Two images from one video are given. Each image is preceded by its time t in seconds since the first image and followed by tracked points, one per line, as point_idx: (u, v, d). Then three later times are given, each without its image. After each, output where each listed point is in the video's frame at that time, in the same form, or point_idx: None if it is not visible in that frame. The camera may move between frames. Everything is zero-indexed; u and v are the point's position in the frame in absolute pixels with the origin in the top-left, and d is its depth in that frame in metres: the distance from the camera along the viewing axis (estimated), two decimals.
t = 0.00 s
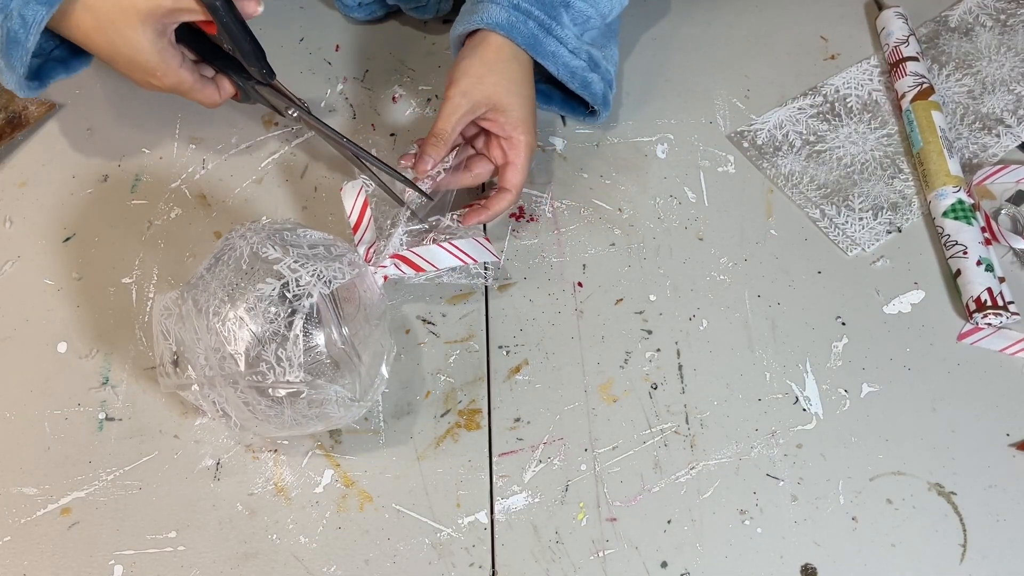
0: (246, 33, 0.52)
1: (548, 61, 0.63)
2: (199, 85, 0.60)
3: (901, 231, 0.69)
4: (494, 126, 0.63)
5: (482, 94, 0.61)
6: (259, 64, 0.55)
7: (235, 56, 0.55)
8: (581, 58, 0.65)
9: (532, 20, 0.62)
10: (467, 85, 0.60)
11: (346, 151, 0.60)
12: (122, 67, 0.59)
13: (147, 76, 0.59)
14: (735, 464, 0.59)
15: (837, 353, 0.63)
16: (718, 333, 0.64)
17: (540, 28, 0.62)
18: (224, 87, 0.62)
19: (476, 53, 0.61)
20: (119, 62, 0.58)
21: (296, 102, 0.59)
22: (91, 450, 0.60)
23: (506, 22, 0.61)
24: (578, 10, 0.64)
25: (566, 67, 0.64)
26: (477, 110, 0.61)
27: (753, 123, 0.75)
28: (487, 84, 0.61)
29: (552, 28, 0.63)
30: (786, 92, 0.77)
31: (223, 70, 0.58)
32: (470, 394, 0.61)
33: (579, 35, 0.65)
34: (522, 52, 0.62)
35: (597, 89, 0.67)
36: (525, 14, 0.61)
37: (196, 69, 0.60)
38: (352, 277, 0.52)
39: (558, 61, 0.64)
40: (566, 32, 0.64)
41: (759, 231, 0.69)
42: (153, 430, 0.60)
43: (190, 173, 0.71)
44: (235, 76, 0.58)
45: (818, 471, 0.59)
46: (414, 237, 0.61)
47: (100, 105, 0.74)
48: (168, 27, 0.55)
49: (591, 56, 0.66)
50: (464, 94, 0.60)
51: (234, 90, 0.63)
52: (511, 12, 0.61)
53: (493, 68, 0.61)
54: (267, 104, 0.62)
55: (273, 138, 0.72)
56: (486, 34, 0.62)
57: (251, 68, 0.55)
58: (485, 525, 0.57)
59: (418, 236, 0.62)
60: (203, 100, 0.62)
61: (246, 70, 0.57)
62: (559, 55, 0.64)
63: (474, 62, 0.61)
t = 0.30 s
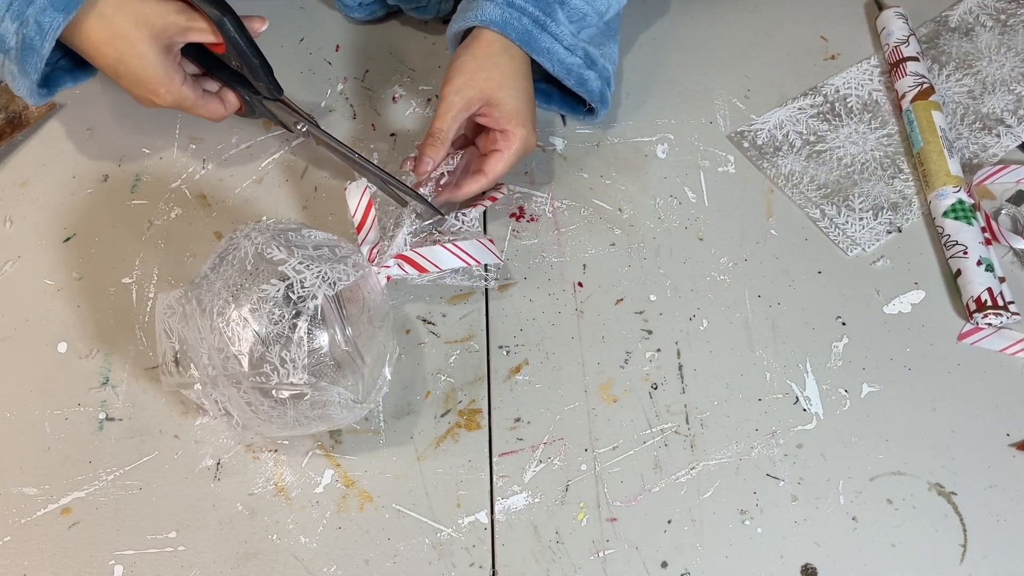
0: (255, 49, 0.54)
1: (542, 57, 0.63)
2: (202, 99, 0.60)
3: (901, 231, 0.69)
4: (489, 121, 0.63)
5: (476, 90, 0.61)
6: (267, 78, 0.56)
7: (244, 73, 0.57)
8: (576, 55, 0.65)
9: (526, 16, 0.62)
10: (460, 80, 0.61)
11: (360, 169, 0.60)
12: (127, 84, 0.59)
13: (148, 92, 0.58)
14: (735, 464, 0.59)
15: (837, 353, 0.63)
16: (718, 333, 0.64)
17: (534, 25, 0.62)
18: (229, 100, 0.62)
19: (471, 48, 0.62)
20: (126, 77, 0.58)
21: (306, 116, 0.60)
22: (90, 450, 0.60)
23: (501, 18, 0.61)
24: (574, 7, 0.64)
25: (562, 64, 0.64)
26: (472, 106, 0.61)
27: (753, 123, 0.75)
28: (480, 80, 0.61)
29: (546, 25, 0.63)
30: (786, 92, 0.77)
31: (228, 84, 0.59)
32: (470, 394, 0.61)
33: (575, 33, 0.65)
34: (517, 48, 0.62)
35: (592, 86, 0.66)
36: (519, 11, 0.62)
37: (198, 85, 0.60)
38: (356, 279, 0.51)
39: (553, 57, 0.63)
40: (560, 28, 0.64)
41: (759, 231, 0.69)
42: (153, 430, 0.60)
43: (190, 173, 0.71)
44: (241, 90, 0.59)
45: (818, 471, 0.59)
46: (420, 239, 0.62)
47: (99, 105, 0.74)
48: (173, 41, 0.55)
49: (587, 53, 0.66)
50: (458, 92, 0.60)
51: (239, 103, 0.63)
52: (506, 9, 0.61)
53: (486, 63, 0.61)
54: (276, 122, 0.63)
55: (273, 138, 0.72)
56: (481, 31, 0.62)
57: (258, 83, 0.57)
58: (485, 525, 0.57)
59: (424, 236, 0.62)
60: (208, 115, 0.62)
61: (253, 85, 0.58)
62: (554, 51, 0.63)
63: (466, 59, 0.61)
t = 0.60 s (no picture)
0: (250, 53, 0.55)
1: (543, 59, 0.63)
2: (200, 101, 0.60)
3: (901, 231, 0.69)
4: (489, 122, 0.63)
5: (475, 92, 0.61)
6: (265, 84, 0.57)
7: (240, 79, 0.57)
8: (577, 57, 0.65)
9: (527, 19, 0.61)
10: (460, 82, 0.60)
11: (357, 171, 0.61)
12: (128, 85, 0.58)
13: (145, 93, 0.58)
14: (734, 464, 0.59)
15: (837, 353, 0.63)
16: (718, 333, 0.64)
17: (535, 27, 0.62)
18: (226, 103, 0.62)
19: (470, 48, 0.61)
20: (128, 76, 0.57)
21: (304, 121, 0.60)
22: (90, 450, 0.60)
23: (502, 21, 0.60)
24: (574, 9, 0.63)
25: (563, 65, 0.64)
26: (471, 107, 0.61)
27: (753, 123, 0.75)
28: (479, 81, 0.61)
29: (547, 27, 0.62)
30: (786, 92, 0.77)
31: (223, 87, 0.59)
32: (470, 394, 0.61)
33: (576, 35, 0.65)
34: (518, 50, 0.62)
35: (593, 88, 0.67)
36: (521, 13, 0.61)
37: (195, 87, 0.60)
38: (356, 276, 0.51)
39: (554, 59, 0.63)
40: (562, 31, 0.63)
41: (759, 231, 0.69)
42: (153, 430, 0.60)
43: (190, 173, 0.71)
44: (238, 94, 0.59)
45: (818, 471, 0.59)
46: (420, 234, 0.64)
47: (99, 105, 0.74)
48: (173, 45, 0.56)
49: (588, 55, 0.66)
50: (457, 93, 0.60)
51: (234, 106, 0.62)
52: (507, 11, 0.60)
53: (486, 65, 0.61)
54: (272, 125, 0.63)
55: (273, 138, 0.72)
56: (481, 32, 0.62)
57: (255, 88, 0.57)
58: (485, 525, 0.57)
59: (425, 233, 0.64)
60: (205, 118, 0.62)
61: (249, 90, 0.58)
62: (555, 53, 0.63)
63: (467, 60, 0.61)
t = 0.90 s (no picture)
0: (254, 48, 0.56)
1: (547, 67, 0.63)
2: (205, 97, 0.60)
3: (901, 231, 0.69)
4: (493, 131, 0.63)
5: (485, 104, 0.61)
6: (268, 79, 0.57)
7: (243, 74, 0.58)
8: (581, 63, 0.65)
9: (531, 26, 0.61)
10: (468, 94, 0.60)
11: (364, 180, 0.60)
12: (132, 80, 0.58)
13: (152, 90, 0.58)
14: (734, 464, 0.59)
15: (837, 353, 0.63)
16: (718, 333, 0.64)
17: (540, 35, 0.62)
18: (228, 99, 0.62)
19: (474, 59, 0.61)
20: (134, 71, 0.57)
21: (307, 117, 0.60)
22: (90, 450, 0.60)
23: (506, 29, 0.61)
24: (578, 15, 0.63)
25: (566, 72, 0.64)
26: (481, 119, 0.61)
27: (753, 123, 0.75)
28: (489, 93, 0.61)
29: (552, 34, 0.62)
30: (786, 92, 0.77)
31: (227, 81, 0.59)
32: (470, 394, 0.61)
33: (579, 41, 0.65)
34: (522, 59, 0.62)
35: (598, 94, 0.67)
36: (525, 21, 0.61)
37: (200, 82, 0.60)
38: (355, 275, 0.51)
39: (558, 66, 0.63)
40: (566, 37, 0.63)
41: (759, 231, 0.69)
42: (153, 430, 0.60)
43: (190, 173, 0.71)
44: (241, 88, 0.59)
45: (818, 471, 0.59)
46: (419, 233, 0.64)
47: (99, 105, 0.74)
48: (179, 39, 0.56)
49: (591, 61, 0.66)
50: (468, 106, 0.60)
51: (237, 101, 0.63)
52: (511, 19, 0.61)
53: (494, 75, 0.61)
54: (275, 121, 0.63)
55: (273, 138, 0.72)
56: (485, 42, 0.62)
57: (258, 82, 0.57)
58: (485, 525, 0.57)
59: (423, 232, 0.64)
60: (208, 115, 0.62)
61: (253, 85, 0.58)
62: (559, 60, 0.63)
63: (473, 71, 0.61)
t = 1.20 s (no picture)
0: (265, 51, 0.55)
1: (543, 61, 0.63)
2: (217, 102, 0.60)
3: (901, 231, 0.69)
4: (486, 124, 0.63)
5: (478, 96, 0.61)
6: (277, 82, 0.57)
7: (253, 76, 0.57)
8: (577, 59, 0.65)
9: (528, 20, 0.61)
10: (460, 86, 0.61)
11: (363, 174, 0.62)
12: (146, 85, 0.58)
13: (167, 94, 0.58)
14: (734, 464, 0.59)
15: (837, 353, 0.63)
16: (718, 333, 0.64)
17: (536, 29, 0.62)
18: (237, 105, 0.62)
19: (470, 51, 0.61)
20: (147, 76, 0.57)
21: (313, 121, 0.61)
22: (90, 450, 0.60)
23: (503, 22, 0.60)
24: (575, 11, 0.63)
25: (563, 68, 0.64)
26: (474, 111, 0.61)
27: (753, 123, 0.75)
28: (482, 86, 0.61)
29: (548, 29, 0.62)
30: (786, 92, 0.77)
31: (236, 85, 0.60)
32: (470, 394, 0.61)
33: (576, 37, 0.65)
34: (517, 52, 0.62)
35: (593, 90, 0.67)
36: (522, 15, 0.61)
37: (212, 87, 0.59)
38: (344, 264, 0.52)
39: (554, 61, 0.63)
40: (562, 33, 0.63)
41: (759, 231, 0.69)
42: (153, 430, 0.60)
43: (190, 173, 0.71)
44: (251, 91, 0.60)
45: (818, 471, 0.59)
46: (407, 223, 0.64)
47: (99, 105, 0.74)
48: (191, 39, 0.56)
49: (588, 57, 0.66)
50: (460, 98, 0.60)
51: (245, 106, 0.62)
52: (508, 12, 0.61)
53: (487, 68, 0.61)
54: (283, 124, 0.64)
55: (273, 138, 0.72)
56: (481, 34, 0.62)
57: (268, 84, 0.57)
58: (485, 525, 0.57)
59: (412, 221, 0.64)
60: (218, 120, 0.62)
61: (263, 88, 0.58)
62: (555, 55, 0.63)
63: (467, 64, 0.61)
